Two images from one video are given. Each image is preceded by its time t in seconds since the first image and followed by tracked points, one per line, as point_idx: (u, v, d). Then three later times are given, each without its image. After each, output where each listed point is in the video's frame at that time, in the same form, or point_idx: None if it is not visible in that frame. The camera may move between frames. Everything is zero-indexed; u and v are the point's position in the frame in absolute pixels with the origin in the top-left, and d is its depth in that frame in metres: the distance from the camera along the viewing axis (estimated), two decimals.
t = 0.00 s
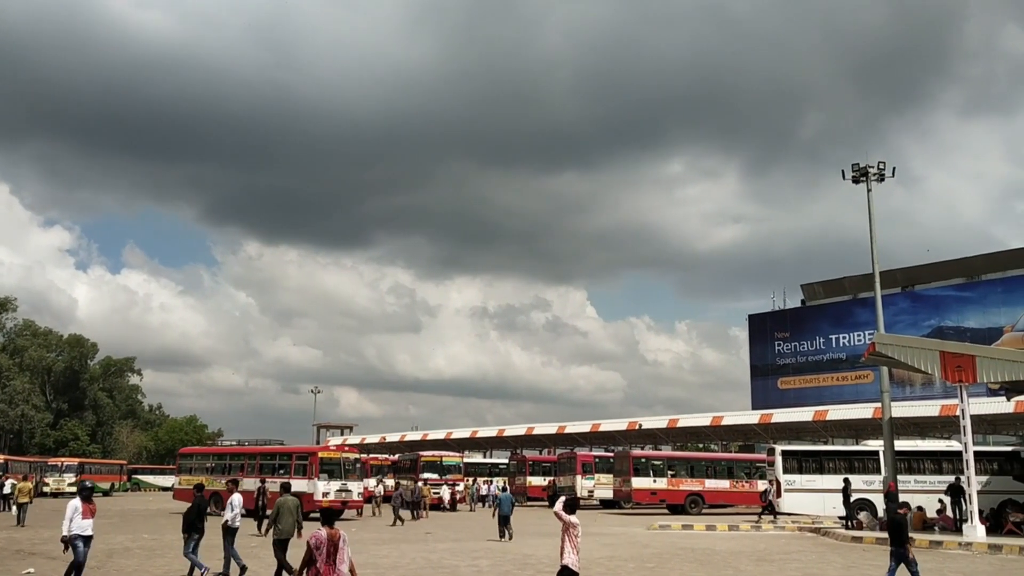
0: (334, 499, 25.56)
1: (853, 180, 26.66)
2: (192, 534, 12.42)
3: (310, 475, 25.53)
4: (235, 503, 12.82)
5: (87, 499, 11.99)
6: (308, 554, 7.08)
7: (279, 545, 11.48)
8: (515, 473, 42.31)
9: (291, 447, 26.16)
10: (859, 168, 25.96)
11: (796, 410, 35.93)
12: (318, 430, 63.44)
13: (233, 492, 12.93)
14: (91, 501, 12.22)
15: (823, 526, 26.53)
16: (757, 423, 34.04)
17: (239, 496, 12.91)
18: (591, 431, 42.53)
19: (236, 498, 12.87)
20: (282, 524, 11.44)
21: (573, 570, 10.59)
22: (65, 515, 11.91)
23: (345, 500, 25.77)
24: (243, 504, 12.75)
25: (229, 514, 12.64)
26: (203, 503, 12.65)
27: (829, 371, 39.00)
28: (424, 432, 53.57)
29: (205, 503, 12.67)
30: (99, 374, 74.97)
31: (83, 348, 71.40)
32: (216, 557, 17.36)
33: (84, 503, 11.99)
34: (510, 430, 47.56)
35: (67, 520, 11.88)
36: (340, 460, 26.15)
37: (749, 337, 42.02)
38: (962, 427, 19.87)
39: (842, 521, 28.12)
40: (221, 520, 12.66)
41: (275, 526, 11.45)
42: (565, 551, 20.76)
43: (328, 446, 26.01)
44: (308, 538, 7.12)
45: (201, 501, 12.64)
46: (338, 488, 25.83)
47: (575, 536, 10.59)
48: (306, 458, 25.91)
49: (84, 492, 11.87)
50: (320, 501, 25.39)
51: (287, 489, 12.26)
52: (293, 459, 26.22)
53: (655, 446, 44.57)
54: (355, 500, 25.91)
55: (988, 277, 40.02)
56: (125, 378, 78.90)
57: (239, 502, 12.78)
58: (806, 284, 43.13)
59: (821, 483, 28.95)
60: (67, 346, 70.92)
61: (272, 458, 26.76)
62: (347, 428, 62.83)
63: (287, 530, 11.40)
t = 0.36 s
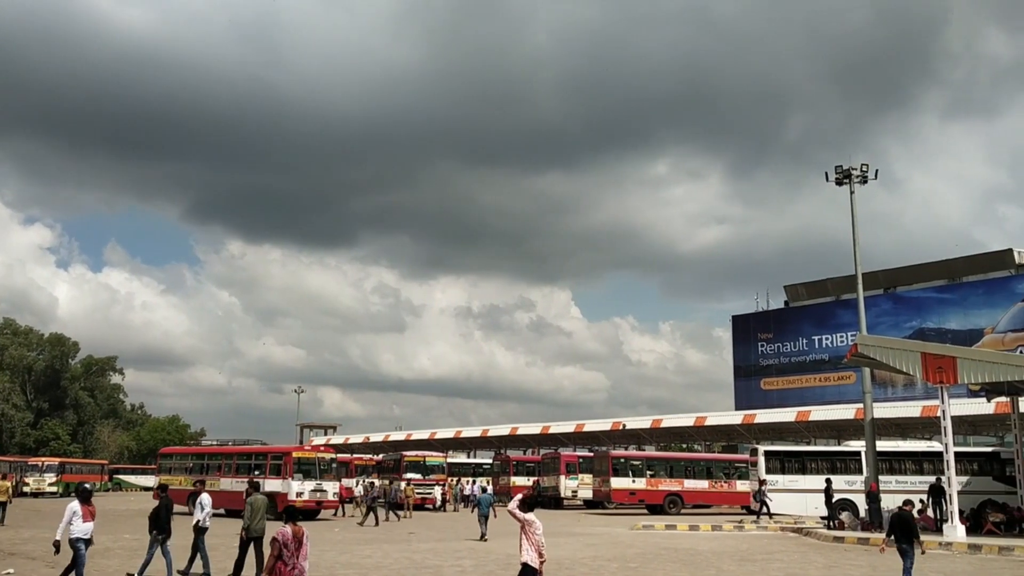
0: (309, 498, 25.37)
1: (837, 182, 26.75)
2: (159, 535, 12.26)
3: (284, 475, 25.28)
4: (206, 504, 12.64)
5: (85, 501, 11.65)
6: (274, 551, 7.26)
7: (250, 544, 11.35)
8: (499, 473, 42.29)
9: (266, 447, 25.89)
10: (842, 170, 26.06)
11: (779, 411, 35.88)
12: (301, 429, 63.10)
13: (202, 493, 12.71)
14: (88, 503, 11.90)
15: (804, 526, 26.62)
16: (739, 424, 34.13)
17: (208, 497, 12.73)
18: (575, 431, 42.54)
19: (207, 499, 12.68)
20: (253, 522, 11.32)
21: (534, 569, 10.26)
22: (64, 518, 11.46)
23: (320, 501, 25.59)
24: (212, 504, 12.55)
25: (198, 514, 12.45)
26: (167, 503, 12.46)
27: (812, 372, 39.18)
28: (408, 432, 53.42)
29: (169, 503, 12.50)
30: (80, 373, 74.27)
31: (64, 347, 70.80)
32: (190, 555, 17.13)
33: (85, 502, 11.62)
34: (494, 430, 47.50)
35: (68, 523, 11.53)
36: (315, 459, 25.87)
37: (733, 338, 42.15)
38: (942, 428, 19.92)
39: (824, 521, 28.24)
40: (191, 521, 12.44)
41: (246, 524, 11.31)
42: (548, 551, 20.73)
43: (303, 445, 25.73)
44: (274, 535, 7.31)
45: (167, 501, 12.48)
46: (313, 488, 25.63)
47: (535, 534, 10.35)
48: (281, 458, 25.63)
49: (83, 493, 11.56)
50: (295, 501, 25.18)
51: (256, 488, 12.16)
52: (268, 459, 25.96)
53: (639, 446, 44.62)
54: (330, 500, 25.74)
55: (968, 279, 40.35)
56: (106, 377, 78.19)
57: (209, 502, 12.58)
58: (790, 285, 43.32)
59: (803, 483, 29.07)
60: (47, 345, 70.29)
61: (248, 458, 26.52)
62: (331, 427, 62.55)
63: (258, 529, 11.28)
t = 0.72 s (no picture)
0: (282, 498, 25.18)
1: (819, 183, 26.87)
2: (121, 534, 12.11)
3: (257, 475, 25.01)
4: (174, 503, 12.46)
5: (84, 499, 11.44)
6: (228, 548, 7.32)
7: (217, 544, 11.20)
8: (483, 473, 42.23)
9: (240, 446, 25.62)
10: (825, 171, 26.18)
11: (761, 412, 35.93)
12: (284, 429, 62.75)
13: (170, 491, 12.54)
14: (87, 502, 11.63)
15: (787, 526, 26.64)
16: (722, 424, 34.19)
17: (175, 495, 12.57)
18: (559, 431, 42.52)
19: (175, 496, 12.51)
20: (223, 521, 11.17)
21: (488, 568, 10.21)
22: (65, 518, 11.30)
23: (293, 500, 25.42)
24: (179, 503, 12.37)
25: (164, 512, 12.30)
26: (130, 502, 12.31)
27: (795, 372, 39.34)
28: (391, 432, 53.22)
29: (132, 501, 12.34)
30: (60, 372, 73.56)
31: (45, 345, 70.12)
32: (160, 553, 16.82)
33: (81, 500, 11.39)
34: (478, 430, 47.41)
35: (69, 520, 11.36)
36: (289, 459, 25.57)
37: (716, 338, 42.28)
38: (924, 429, 19.98)
39: (805, 521, 28.31)
40: (159, 520, 12.31)
41: (211, 523, 11.16)
42: (531, 551, 20.64)
43: (276, 445, 25.44)
44: (229, 532, 7.38)
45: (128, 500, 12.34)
46: (287, 488, 25.42)
47: (491, 534, 10.39)
48: (254, 458, 25.35)
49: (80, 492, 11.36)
50: (268, 501, 24.97)
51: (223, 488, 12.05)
52: (241, 458, 25.70)
53: (623, 446, 44.65)
54: (304, 499, 25.64)
55: (949, 281, 40.67)
56: (88, 376, 77.47)
57: (177, 501, 12.37)
58: (773, 286, 43.51)
59: (785, 483, 29.15)
60: (28, 343, 69.61)
61: (223, 457, 26.27)
62: (315, 427, 62.21)
63: (224, 528, 11.12)
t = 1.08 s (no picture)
0: (259, 498, 24.97)
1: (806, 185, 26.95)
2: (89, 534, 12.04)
3: (233, 474, 24.83)
4: (145, 503, 12.29)
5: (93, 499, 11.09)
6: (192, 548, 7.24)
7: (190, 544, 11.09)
8: (469, 473, 42.15)
9: (217, 446, 25.46)
10: (811, 173, 26.26)
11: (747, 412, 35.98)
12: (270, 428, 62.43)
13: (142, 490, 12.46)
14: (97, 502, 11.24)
15: (772, 526, 26.68)
16: (708, 424, 34.24)
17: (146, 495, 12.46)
18: (545, 431, 42.48)
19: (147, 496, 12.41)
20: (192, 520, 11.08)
21: (453, 567, 10.24)
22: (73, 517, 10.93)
23: (271, 500, 25.21)
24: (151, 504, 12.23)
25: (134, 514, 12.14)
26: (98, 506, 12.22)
27: (781, 372, 39.47)
28: (378, 432, 53.04)
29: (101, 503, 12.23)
30: (45, 371, 72.90)
31: (30, 344, 69.52)
32: (134, 552, 16.63)
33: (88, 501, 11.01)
34: (465, 430, 47.32)
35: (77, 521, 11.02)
36: (266, 459, 25.38)
37: (703, 338, 42.35)
38: (909, 429, 20.02)
39: (790, 521, 28.36)
40: (129, 521, 12.15)
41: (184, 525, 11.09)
42: (517, 551, 20.58)
43: (253, 445, 25.25)
44: (193, 531, 7.30)
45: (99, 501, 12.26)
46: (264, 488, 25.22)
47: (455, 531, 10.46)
48: (231, 457, 25.18)
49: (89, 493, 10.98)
50: (244, 501, 24.75)
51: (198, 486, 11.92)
52: (219, 458, 25.53)
53: (610, 446, 44.66)
54: (282, 499, 25.42)
55: (933, 282, 40.91)
56: (73, 376, 76.81)
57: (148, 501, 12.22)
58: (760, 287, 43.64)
59: (771, 484, 29.19)
60: (12, 341, 68.99)
61: (201, 456, 26.12)
62: (302, 426, 61.96)
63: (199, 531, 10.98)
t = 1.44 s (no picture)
0: (240, 498, 24.81)
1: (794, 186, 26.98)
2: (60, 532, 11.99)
3: (212, 474, 24.68)
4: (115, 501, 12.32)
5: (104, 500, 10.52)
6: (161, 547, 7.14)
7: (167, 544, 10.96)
8: (458, 473, 42.05)
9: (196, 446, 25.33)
10: (799, 174, 26.30)
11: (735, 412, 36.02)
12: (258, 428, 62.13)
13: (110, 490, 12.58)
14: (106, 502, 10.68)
15: (760, 526, 26.68)
16: (697, 425, 34.27)
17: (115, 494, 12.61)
18: (534, 431, 42.44)
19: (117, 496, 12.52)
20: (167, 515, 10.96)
21: (411, 569, 10.30)
22: (82, 519, 10.36)
23: (251, 500, 25.05)
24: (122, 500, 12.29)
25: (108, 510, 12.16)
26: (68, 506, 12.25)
27: (769, 373, 39.56)
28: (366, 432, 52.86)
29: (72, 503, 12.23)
30: (31, 370, 72.32)
31: (16, 343, 68.93)
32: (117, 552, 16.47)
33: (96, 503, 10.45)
34: (453, 430, 47.21)
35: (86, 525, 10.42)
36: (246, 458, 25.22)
37: (691, 339, 42.40)
38: (896, 429, 20.05)
39: (778, 521, 28.38)
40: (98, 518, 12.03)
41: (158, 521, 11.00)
42: (506, 551, 20.50)
43: (233, 444, 25.10)
44: (163, 530, 7.19)
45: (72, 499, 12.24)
46: (245, 487, 25.06)
47: (417, 535, 10.42)
48: (211, 457, 25.04)
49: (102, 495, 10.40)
50: (223, 501, 24.58)
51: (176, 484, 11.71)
52: (199, 457, 25.40)
53: (598, 446, 44.66)
54: (262, 500, 25.27)
55: (920, 283, 41.10)
56: (59, 375, 76.22)
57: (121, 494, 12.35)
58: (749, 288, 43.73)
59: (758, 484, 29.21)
60: None
61: (182, 456, 25.99)
62: (290, 426, 61.70)
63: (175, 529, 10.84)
